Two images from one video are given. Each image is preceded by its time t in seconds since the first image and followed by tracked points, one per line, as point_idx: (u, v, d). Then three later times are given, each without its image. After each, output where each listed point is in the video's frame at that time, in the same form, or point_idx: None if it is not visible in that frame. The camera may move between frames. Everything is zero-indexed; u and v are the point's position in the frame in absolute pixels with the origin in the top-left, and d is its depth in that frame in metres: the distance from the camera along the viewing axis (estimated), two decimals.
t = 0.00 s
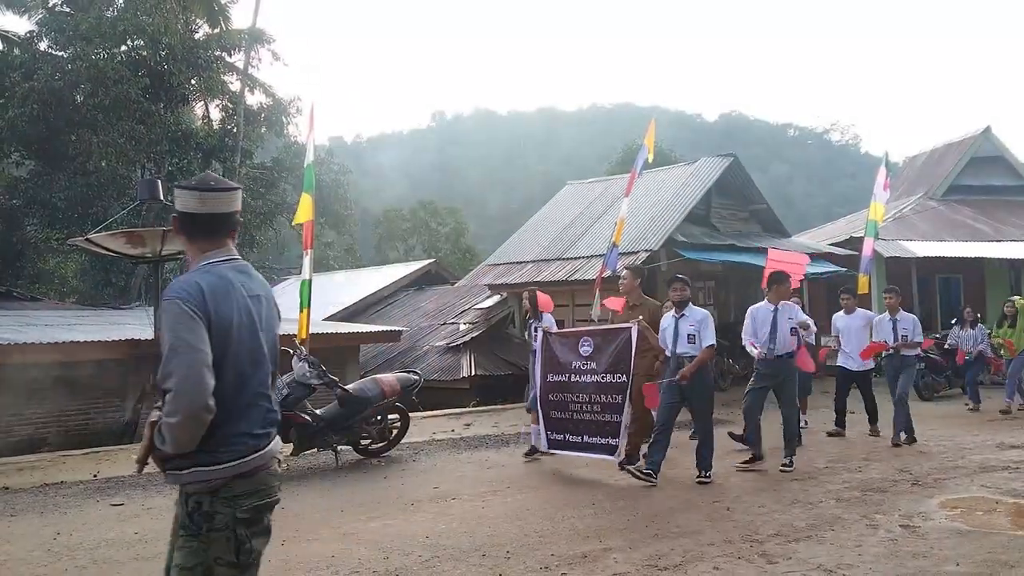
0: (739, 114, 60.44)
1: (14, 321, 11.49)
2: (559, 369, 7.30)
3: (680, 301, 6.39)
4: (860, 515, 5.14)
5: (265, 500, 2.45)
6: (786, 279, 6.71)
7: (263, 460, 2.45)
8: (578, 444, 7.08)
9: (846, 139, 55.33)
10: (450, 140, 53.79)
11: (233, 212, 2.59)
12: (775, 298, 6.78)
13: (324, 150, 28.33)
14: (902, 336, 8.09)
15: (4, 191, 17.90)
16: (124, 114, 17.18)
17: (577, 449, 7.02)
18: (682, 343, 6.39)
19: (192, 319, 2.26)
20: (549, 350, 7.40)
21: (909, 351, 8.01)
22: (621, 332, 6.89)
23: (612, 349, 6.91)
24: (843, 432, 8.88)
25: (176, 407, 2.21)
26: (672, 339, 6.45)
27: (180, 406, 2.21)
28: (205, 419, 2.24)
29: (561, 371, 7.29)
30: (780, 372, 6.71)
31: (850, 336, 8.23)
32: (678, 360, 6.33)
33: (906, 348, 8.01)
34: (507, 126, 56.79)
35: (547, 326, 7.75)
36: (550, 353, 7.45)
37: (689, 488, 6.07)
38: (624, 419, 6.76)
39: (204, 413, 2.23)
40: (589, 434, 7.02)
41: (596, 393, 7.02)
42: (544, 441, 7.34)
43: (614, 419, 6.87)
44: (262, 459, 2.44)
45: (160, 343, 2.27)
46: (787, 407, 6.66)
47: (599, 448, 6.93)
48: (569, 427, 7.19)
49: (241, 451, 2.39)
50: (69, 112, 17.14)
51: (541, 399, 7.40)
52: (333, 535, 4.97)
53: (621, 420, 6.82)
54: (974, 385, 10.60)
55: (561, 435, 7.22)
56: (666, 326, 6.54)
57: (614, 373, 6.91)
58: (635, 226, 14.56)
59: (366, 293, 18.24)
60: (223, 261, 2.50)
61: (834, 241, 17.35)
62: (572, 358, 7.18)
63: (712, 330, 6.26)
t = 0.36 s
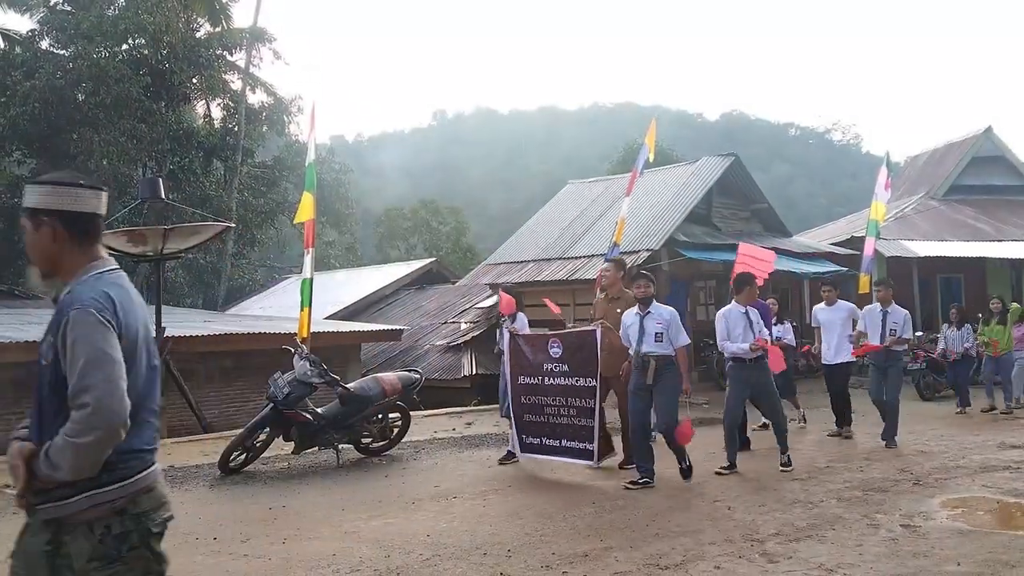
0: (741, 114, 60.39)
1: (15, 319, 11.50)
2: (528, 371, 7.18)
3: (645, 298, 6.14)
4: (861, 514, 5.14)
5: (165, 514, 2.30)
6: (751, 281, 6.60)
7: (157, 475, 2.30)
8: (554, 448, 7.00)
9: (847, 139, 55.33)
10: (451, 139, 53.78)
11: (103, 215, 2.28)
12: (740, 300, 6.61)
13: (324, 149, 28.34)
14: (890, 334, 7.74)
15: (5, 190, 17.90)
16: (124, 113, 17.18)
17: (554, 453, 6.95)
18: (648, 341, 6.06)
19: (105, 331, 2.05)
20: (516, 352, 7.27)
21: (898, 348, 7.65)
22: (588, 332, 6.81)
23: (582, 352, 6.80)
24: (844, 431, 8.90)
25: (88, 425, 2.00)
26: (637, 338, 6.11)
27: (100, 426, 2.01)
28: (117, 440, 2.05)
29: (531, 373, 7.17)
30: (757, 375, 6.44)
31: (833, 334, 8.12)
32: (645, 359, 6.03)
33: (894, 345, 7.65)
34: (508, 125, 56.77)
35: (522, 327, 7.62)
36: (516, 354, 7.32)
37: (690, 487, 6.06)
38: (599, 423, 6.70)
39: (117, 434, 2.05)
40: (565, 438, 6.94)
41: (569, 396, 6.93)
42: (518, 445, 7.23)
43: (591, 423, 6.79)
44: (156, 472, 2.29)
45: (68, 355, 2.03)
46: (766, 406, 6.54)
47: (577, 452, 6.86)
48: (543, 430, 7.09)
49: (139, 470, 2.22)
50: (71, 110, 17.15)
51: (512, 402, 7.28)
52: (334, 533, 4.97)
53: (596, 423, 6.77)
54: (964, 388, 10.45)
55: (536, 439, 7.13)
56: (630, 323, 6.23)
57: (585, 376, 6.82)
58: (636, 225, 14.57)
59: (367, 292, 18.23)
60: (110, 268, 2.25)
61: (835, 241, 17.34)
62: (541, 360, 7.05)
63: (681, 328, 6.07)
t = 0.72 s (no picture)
0: (743, 112, 60.30)
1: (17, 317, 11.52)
2: (502, 374, 7.02)
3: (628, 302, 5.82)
4: (862, 513, 5.14)
5: (20, 521, 2.40)
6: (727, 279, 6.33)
7: (24, 473, 2.42)
8: (530, 453, 6.80)
9: (850, 138, 55.28)
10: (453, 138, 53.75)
11: None
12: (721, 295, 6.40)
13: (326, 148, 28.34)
14: (878, 332, 7.47)
15: (7, 188, 17.94)
16: (126, 111, 17.21)
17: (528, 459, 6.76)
18: (628, 347, 5.81)
19: (8, 309, 2.14)
20: (491, 354, 7.11)
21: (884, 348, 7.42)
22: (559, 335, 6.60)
23: (552, 355, 6.62)
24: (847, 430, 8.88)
25: None
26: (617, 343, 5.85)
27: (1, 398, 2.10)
28: (14, 422, 2.16)
29: (506, 376, 7.00)
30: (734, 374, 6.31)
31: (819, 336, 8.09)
32: (624, 365, 5.79)
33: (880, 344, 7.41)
34: (510, 124, 56.74)
35: (495, 326, 7.23)
36: (493, 356, 7.16)
37: (692, 486, 6.06)
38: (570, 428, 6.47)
39: (13, 416, 2.14)
40: (539, 443, 6.75)
41: (542, 400, 6.74)
42: (498, 449, 7.07)
43: (563, 429, 6.58)
44: (23, 474, 2.41)
45: None
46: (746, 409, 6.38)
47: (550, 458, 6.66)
48: (521, 434, 6.93)
49: (8, 465, 2.34)
50: (73, 108, 17.17)
51: (490, 405, 7.13)
52: (335, 532, 4.98)
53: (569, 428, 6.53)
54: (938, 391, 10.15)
55: (514, 443, 6.97)
56: (611, 327, 5.96)
57: (556, 380, 6.62)
58: (638, 224, 14.56)
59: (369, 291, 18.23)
60: None
61: (838, 240, 17.32)
62: (514, 363, 6.90)
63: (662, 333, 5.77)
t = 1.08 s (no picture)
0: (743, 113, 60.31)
1: (19, 317, 11.52)
2: (472, 372, 6.55)
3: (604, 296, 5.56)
4: (863, 514, 5.14)
5: None
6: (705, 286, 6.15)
7: None
8: (493, 457, 6.36)
9: (850, 139, 55.32)
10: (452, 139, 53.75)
11: None
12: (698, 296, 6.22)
13: (326, 148, 28.34)
14: (856, 330, 7.46)
15: (7, 188, 17.93)
16: (126, 111, 17.19)
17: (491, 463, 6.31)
18: (605, 343, 5.59)
19: None
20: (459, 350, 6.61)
21: (863, 345, 7.37)
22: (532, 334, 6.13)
23: (525, 354, 6.14)
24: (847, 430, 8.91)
25: None
26: (594, 339, 5.63)
27: None
28: None
29: (474, 374, 6.52)
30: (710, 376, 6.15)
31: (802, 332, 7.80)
32: (601, 361, 5.56)
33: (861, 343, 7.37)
34: (510, 124, 56.72)
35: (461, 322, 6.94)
36: (462, 352, 6.70)
37: (693, 487, 6.06)
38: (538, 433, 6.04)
39: None
40: (503, 446, 6.31)
41: (509, 401, 6.27)
42: (458, 450, 6.62)
43: (531, 432, 6.14)
44: None
45: None
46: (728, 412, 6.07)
47: (516, 463, 6.22)
48: (484, 435, 6.47)
49: None
50: (73, 108, 17.18)
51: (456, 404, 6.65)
52: (336, 532, 4.97)
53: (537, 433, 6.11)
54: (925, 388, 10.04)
55: (476, 445, 6.51)
56: (588, 323, 5.73)
57: (527, 382, 6.15)
58: (638, 224, 14.56)
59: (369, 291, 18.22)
60: None
61: (838, 240, 17.32)
62: (484, 360, 6.43)
63: (639, 326, 5.49)
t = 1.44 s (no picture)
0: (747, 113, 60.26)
1: (24, 318, 11.57)
2: (438, 382, 6.14)
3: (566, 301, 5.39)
4: (868, 515, 5.13)
5: None
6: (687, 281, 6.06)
7: None
8: (460, 471, 5.98)
9: (854, 139, 55.27)
10: (456, 140, 53.80)
11: None
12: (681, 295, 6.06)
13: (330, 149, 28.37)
14: (844, 336, 7.02)
15: (13, 189, 17.99)
16: (131, 113, 17.25)
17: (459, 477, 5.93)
18: (567, 351, 5.34)
19: None
20: (425, 358, 6.23)
21: (849, 352, 6.94)
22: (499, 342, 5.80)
23: (493, 364, 5.79)
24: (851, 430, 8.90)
25: None
26: (555, 347, 5.38)
27: None
28: None
29: (442, 385, 6.12)
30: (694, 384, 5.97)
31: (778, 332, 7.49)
32: (564, 370, 5.29)
33: (847, 349, 6.94)
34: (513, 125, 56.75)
35: (433, 329, 6.43)
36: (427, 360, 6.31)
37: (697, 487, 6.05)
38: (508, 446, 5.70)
39: None
40: (470, 461, 5.93)
41: (478, 413, 5.90)
42: (423, 464, 6.23)
43: (497, 446, 5.78)
44: None
45: None
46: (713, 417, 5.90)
47: (483, 478, 5.85)
48: (450, 449, 6.08)
49: None
50: (78, 111, 17.25)
51: (420, 416, 6.24)
52: (342, 533, 4.98)
53: (507, 447, 5.75)
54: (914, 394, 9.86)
55: (443, 459, 6.13)
56: (550, 330, 5.47)
57: (497, 393, 5.80)
58: (642, 224, 14.56)
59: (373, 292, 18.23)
60: None
61: (842, 240, 17.30)
62: (452, 370, 6.02)
63: (602, 332, 5.29)
